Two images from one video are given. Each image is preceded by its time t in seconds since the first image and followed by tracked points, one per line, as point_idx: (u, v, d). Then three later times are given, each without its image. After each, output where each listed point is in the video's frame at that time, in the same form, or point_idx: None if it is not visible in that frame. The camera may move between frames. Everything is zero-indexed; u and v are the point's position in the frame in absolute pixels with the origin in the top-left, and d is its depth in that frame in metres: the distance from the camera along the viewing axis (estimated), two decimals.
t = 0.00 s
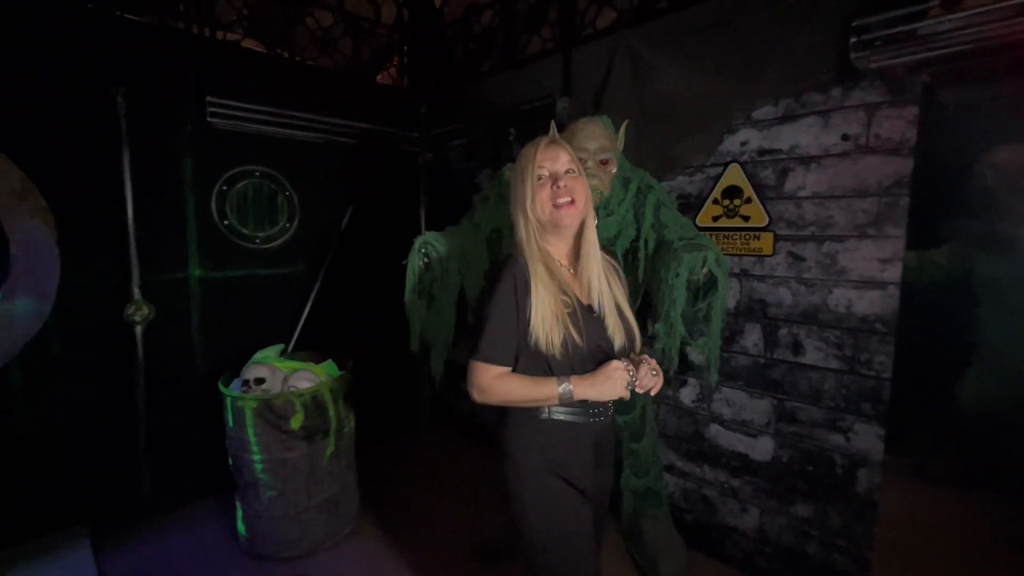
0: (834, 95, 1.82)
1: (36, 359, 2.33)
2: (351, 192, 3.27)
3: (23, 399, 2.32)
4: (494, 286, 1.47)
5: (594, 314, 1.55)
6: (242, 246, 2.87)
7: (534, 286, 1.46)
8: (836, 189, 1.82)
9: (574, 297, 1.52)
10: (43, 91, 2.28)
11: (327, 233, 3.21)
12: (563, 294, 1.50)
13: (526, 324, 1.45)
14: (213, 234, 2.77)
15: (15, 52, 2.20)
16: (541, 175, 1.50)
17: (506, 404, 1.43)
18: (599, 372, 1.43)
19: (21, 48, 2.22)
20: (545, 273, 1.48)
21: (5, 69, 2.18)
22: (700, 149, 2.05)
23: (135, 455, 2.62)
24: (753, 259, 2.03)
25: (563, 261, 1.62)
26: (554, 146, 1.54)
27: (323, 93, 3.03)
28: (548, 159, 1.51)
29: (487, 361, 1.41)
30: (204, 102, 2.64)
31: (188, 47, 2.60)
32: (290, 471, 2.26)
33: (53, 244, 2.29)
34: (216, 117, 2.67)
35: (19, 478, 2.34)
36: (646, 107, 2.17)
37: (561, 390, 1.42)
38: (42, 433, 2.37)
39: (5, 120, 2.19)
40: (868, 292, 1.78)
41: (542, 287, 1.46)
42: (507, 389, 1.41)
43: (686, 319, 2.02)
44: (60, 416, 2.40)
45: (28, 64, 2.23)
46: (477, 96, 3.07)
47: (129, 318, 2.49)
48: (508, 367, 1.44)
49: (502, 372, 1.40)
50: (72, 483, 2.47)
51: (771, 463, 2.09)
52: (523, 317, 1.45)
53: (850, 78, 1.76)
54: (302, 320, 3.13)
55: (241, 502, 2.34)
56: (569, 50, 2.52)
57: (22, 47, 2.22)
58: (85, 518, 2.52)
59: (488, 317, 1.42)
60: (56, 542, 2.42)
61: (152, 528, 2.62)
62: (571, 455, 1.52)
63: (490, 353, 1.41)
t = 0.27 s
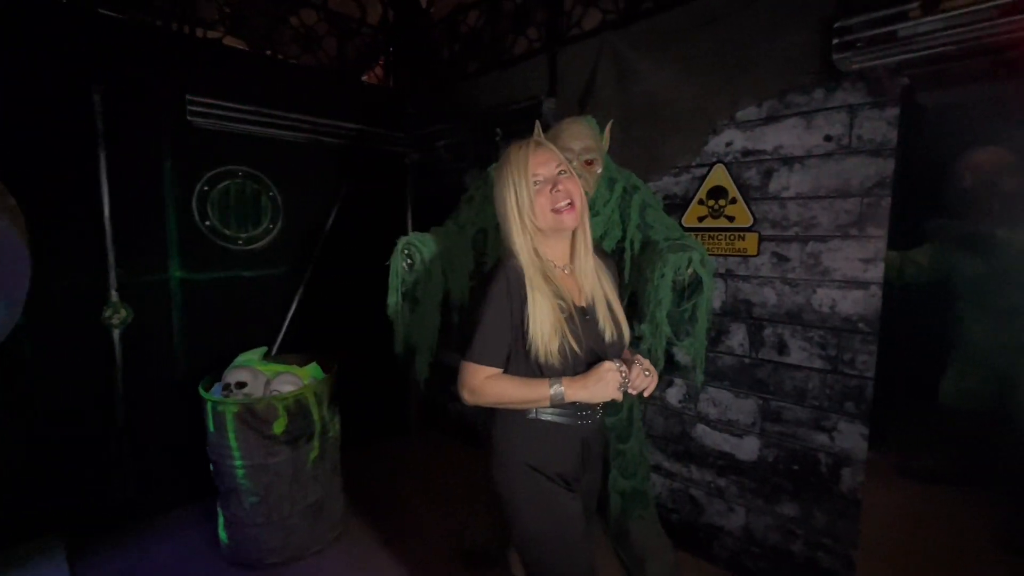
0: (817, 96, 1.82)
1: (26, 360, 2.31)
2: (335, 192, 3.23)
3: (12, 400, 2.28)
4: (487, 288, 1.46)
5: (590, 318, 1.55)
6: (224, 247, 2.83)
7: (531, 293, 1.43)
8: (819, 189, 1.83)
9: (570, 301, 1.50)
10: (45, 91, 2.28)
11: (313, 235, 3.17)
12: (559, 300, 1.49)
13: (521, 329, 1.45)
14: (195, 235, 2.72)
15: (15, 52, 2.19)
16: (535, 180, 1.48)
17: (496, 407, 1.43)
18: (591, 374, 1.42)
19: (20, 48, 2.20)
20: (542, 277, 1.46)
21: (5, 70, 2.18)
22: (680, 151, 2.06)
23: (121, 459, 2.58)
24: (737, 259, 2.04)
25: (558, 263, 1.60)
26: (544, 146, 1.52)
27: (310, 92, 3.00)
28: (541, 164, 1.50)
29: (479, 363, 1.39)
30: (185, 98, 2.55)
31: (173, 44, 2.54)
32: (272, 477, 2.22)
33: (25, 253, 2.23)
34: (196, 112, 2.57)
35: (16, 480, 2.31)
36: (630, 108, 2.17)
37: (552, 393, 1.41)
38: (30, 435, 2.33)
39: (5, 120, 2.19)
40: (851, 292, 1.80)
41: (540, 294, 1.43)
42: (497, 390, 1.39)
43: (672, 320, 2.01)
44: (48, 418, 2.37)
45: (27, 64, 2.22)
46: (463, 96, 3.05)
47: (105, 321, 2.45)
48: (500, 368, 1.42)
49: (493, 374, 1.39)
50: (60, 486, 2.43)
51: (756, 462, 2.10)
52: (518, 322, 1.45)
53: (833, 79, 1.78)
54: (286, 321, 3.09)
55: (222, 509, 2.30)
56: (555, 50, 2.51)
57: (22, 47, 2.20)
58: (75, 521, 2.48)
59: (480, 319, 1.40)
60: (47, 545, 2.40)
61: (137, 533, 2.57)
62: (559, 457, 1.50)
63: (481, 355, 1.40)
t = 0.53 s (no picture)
0: (802, 96, 1.82)
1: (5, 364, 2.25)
2: (319, 192, 3.18)
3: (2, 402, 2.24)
4: (467, 290, 1.43)
5: (572, 327, 1.52)
6: (204, 249, 2.77)
7: (510, 301, 1.40)
8: (805, 189, 1.83)
9: (551, 310, 1.47)
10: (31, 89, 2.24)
11: (296, 235, 3.11)
12: (539, 308, 1.45)
13: (498, 332, 1.41)
14: (173, 236, 2.66)
15: (15, 52, 2.18)
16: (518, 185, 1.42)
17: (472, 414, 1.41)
18: (570, 385, 1.38)
19: (21, 48, 2.20)
20: (522, 285, 1.42)
21: (4, 71, 2.17)
22: (669, 151, 2.05)
23: (105, 464, 2.53)
24: (724, 259, 2.03)
25: (540, 269, 1.56)
26: (534, 149, 1.47)
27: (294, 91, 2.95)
28: (528, 169, 1.44)
29: (456, 368, 1.38)
30: (162, 96, 2.53)
31: (154, 41, 2.48)
32: (251, 483, 2.16)
33: None
34: (173, 112, 2.56)
35: (8, 480, 2.28)
36: (617, 107, 2.16)
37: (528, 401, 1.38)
38: (14, 439, 2.28)
39: (5, 119, 2.19)
40: (836, 292, 1.80)
41: (519, 303, 1.40)
42: (473, 397, 1.37)
43: (659, 320, 2.00)
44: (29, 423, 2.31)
45: (26, 65, 2.22)
46: (449, 95, 3.01)
47: (79, 324, 2.40)
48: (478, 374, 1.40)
49: (468, 379, 1.37)
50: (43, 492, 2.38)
51: (744, 464, 2.09)
52: (493, 323, 1.41)
53: (817, 79, 1.78)
54: (270, 324, 3.04)
55: (201, 517, 2.24)
56: (542, 48, 2.47)
57: (23, 47, 2.20)
58: (61, 528, 2.43)
59: (459, 322, 1.39)
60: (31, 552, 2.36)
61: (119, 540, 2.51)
62: (544, 462, 1.48)
63: (457, 360, 1.38)
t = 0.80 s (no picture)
0: (791, 95, 1.81)
1: None
2: (304, 192, 3.13)
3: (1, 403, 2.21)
4: (459, 291, 1.41)
5: (566, 332, 1.47)
6: (187, 250, 2.71)
7: (499, 298, 1.39)
8: (795, 189, 1.81)
9: (544, 312, 1.44)
10: (20, 88, 2.18)
11: (281, 236, 3.05)
12: (532, 309, 1.43)
13: (485, 330, 1.40)
14: (152, 237, 2.59)
15: (15, 52, 2.16)
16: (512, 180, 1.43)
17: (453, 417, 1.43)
18: (555, 404, 1.35)
19: (20, 48, 2.17)
20: (513, 282, 1.42)
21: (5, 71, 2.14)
22: (659, 150, 2.04)
23: (87, 471, 2.46)
24: (715, 259, 2.01)
25: (537, 269, 1.55)
26: (531, 143, 1.46)
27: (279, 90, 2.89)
28: (522, 162, 1.44)
29: (439, 370, 1.39)
30: (140, 93, 2.46)
31: (139, 38, 2.43)
32: (233, 490, 2.11)
33: None
34: (151, 108, 2.49)
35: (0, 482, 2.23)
36: (605, 105, 2.12)
37: (507, 417, 1.35)
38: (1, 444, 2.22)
39: None
40: (826, 292, 1.79)
41: (508, 299, 1.39)
42: (454, 401, 1.37)
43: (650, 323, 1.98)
44: (12, 430, 2.24)
45: (27, 65, 2.19)
46: (437, 94, 2.98)
47: (54, 329, 2.30)
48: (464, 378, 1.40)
49: (451, 383, 1.37)
50: (21, 503, 2.29)
51: (735, 465, 2.08)
52: (482, 323, 1.39)
53: (807, 77, 1.76)
54: (254, 326, 2.99)
55: (183, 526, 2.18)
56: (530, 47, 2.45)
57: (22, 47, 2.17)
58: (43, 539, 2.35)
59: (448, 323, 1.37)
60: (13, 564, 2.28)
61: (102, 549, 2.45)
62: (534, 471, 1.44)
63: (444, 363, 1.37)
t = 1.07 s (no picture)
0: (783, 94, 1.77)
1: None
2: (291, 192, 3.07)
3: None
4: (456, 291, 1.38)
5: (571, 334, 1.41)
6: (169, 252, 2.65)
7: (497, 288, 1.36)
8: (787, 190, 1.80)
9: (546, 310, 1.39)
10: (18, 87, 2.17)
11: (267, 239, 3.00)
12: (532, 305, 1.39)
13: (486, 333, 1.34)
14: (131, 239, 2.52)
15: (15, 52, 2.14)
16: (522, 168, 1.40)
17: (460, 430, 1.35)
18: (536, 387, 1.22)
19: (20, 48, 2.15)
20: (513, 274, 1.39)
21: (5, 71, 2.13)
22: (650, 149, 2.02)
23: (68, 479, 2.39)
24: (706, 260, 1.99)
25: (541, 267, 1.51)
26: (544, 133, 1.44)
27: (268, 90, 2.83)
28: (532, 151, 1.41)
29: (440, 379, 1.33)
30: (119, 92, 2.39)
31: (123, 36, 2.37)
32: (215, 500, 2.05)
33: None
34: (133, 108, 2.43)
35: None
36: (596, 106, 2.10)
37: (492, 409, 1.26)
38: None
39: None
40: (818, 294, 1.77)
41: (506, 290, 1.35)
42: (443, 403, 1.31)
43: (641, 326, 1.97)
44: None
45: (26, 65, 2.17)
46: (425, 94, 2.94)
47: (27, 335, 2.24)
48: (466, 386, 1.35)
49: (446, 387, 1.32)
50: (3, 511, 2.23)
51: (728, 469, 2.05)
52: (482, 327, 1.35)
53: (798, 77, 1.73)
54: (239, 330, 2.93)
55: (163, 538, 2.12)
56: (519, 46, 2.42)
57: (22, 47, 2.15)
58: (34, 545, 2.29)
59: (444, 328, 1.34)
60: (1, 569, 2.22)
61: (82, 561, 2.37)
62: (542, 489, 1.41)
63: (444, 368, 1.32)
